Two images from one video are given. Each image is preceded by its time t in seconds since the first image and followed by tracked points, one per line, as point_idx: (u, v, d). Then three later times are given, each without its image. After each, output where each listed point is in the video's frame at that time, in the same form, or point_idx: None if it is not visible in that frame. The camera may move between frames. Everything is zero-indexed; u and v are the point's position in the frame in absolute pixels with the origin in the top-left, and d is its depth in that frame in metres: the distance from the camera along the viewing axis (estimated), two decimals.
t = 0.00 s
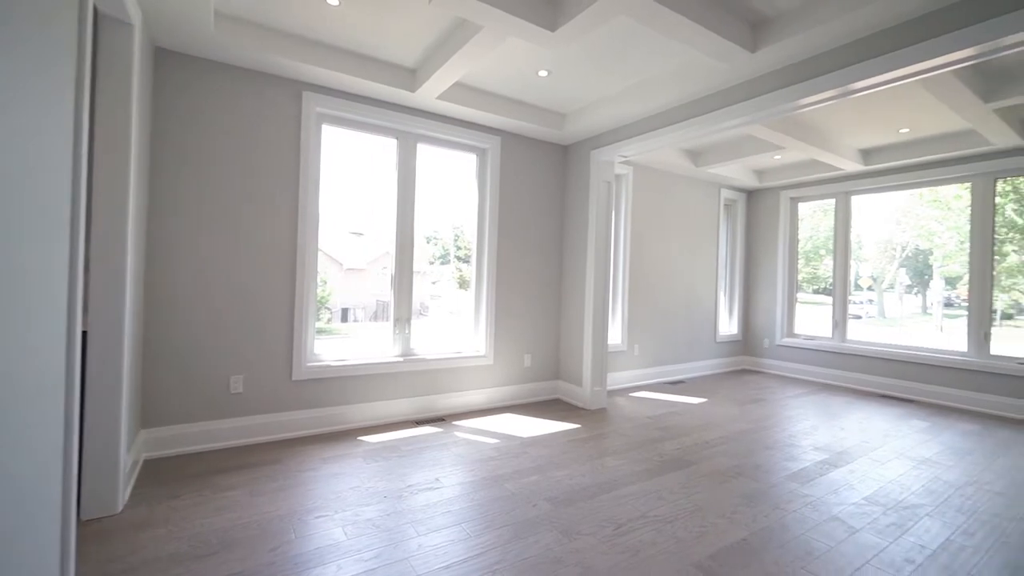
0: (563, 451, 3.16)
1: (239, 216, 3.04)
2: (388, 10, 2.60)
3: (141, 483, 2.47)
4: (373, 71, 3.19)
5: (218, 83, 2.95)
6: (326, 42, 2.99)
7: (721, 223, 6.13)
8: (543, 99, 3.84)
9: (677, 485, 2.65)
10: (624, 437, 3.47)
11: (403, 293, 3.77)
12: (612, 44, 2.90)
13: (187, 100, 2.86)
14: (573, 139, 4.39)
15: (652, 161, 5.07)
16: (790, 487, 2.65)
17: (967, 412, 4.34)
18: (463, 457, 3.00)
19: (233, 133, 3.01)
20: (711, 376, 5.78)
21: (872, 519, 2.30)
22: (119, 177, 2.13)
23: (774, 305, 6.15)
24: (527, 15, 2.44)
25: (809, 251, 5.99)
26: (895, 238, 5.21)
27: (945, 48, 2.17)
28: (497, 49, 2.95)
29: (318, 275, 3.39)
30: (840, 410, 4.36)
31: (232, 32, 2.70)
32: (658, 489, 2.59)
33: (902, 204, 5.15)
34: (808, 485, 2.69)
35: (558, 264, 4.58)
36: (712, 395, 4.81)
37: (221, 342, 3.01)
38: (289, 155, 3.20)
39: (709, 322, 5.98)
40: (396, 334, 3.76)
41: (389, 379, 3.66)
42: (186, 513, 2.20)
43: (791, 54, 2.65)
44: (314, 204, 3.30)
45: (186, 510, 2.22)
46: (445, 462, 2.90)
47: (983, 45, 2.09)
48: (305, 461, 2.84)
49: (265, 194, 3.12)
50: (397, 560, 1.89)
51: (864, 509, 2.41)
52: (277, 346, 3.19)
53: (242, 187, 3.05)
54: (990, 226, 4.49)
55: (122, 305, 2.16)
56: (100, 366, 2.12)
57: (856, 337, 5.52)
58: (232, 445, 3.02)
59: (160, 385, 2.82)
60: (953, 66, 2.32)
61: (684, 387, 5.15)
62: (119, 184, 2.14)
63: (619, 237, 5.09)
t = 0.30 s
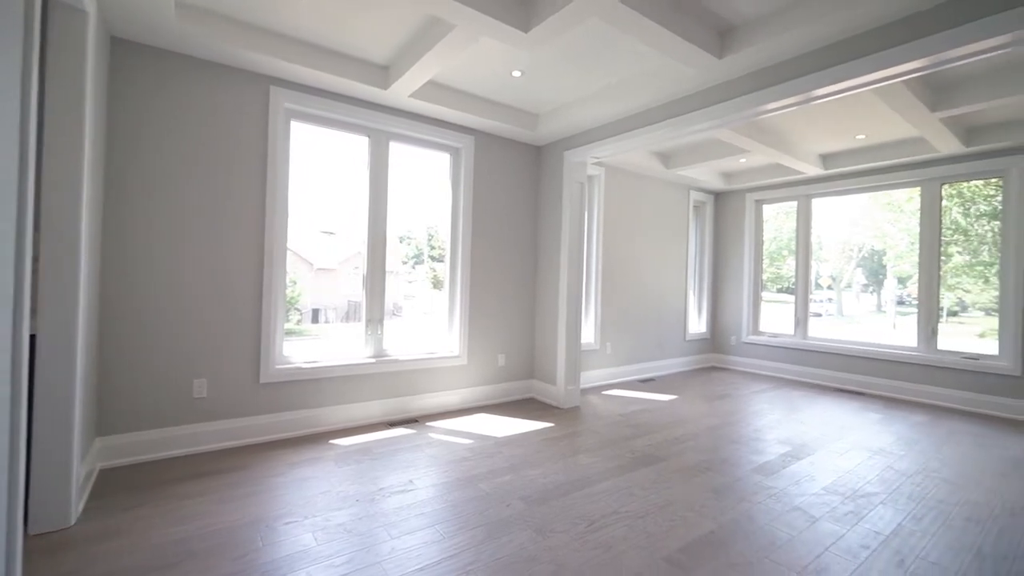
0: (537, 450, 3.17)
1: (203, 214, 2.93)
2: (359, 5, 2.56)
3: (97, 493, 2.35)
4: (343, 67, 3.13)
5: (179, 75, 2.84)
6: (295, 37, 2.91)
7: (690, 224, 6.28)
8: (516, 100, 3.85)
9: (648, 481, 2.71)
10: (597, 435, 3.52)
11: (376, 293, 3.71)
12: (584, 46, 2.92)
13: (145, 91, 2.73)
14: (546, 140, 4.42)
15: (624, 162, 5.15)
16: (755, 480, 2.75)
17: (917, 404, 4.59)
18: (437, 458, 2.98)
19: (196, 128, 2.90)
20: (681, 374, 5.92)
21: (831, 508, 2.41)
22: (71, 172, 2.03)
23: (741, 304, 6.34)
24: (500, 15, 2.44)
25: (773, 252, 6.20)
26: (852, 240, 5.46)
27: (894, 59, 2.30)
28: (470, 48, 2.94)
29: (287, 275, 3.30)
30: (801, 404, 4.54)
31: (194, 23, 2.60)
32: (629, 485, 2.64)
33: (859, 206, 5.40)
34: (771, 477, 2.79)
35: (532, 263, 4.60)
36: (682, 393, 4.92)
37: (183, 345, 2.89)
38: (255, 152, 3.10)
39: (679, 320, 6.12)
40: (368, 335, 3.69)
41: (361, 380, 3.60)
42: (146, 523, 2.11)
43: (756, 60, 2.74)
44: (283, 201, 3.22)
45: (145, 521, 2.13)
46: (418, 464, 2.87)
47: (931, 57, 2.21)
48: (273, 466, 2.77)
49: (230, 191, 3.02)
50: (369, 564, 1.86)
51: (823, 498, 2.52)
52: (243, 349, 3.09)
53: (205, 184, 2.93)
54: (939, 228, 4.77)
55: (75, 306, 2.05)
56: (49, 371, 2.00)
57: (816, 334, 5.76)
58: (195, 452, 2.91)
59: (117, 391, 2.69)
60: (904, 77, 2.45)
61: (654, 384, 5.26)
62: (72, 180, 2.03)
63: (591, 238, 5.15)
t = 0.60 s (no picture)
0: (511, 450, 3.18)
1: (163, 211, 2.81)
2: None
3: (46, 507, 2.22)
4: (312, 62, 3.05)
5: (136, 66, 2.71)
6: (261, 30, 2.83)
7: (660, 225, 6.42)
8: (490, 100, 3.84)
9: (620, 477, 2.76)
10: (570, 433, 3.55)
11: (347, 293, 3.64)
12: (557, 48, 2.95)
13: (99, 82, 2.60)
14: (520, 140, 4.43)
15: (596, 164, 5.22)
16: (722, 473, 2.83)
17: (871, 397, 4.83)
18: (410, 460, 2.95)
19: (155, 121, 2.78)
20: (651, 371, 6.04)
21: (793, 498, 2.51)
22: (15, 165, 1.90)
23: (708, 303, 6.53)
24: (473, 14, 2.44)
25: (739, 252, 6.40)
26: (812, 241, 5.70)
27: (850, 69, 2.41)
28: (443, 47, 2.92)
29: (254, 276, 3.20)
30: (765, 399, 4.70)
31: (152, 12, 2.49)
32: (602, 482, 2.68)
33: (818, 209, 5.64)
34: (738, 470, 2.88)
35: (506, 263, 4.61)
36: (653, 390, 5.02)
37: (142, 349, 2.76)
38: (219, 148, 2.99)
39: (650, 319, 6.25)
40: (339, 337, 3.62)
41: (332, 382, 3.52)
42: (101, 537, 2.00)
43: (722, 66, 2.83)
44: (248, 199, 3.11)
45: (100, 534, 2.02)
46: (391, 466, 2.83)
47: (882, 68, 2.33)
48: (239, 473, 2.68)
49: (192, 188, 2.90)
50: (340, 571, 1.82)
51: (787, 489, 2.62)
52: (206, 352, 2.98)
53: (165, 181, 2.81)
54: (890, 230, 5.04)
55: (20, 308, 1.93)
56: None
57: (779, 332, 5.98)
58: (155, 460, 2.78)
59: (69, 397, 2.55)
60: (858, 85, 2.57)
61: (626, 382, 5.35)
62: (16, 174, 1.91)
63: (564, 238, 5.20)
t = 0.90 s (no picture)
0: (481, 450, 3.18)
1: (115, 209, 2.67)
2: None
3: None
4: (276, 56, 2.96)
5: (84, 55, 2.56)
6: (221, 21, 2.72)
7: (628, 225, 6.55)
8: (460, 99, 3.83)
9: (589, 474, 2.80)
10: (541, 432, 3.58)
11: (313, 294, 3.55)
12: (527, 49, 2.97)
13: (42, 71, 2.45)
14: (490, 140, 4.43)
15: (566, 164, 5.27)
16: (687, 467, 2.92)
17: (825, 391, 5.08)
18: (379, 464, 2.90)
19: (105, 113, 2.63)
20: (620, 369, 6.15)
21: (754, 489, 2.61)
22: None
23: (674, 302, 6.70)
24: (441, 13, 2.42)
25: (703, 252, 6.60)
26: (771, 242, 5.94)
27: (805, 78, 2.53)
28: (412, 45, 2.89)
29: (214, 276, 3.08)
30: (728, 394, 4.88)
31: None
32: (571, 480, 2.72)
33: (776, 211, 5.88)
34: (702, 464, 2.98)
35: (476, 263, 4.60)
36: (621, 388, 5.12)
37: (91, 354, 2.62)
38: (176, 142, 2.86)
39: (618, 318, 6.36)
40: (305, 338, 3.52)
41: (297, 386, 3.43)
42: (46, 553, 1.89)
43: (687, 72, 2.91)
44: (210, 197, 3.00)
45: (46, 550, 1.90)
46: (359, 470, 2.79)
47: (835, 78, 2.45)
48: (199, 481, 2.57)
49: (147, 185, 2.77)
50: None
51: (748, 481, 2.73)
52: (164, 356, 2.85)
53: (117, 176, 2.67)
54: (843, 232, 5.31)
55: None
56: None
57: (740, 329, 6.20)
58: (107, 470, 2.64)
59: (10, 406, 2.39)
60: (813, 94, 2.70)
61: (595, 381, 5.43)
62: None
63: (535, 238, 5.23)
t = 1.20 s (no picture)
0: (455, 451, 3.17)
1: (66, 205, 2.53)
2: None
3: None
4: (240, 49, 2.86)
5: (31, 42, 2.42)
6: (182, 11, 2.62)
7: (600, 226, 6.64)
8: (433, 98, 3.80)
9: (562, 472, 2.83)
10: (514, 432, 3.59)
11: (281, 294, 3.46)
12: (500, 49, 2.97)
13: None
14: (463, 139, 4.41)
15: (538, 165, 5.30)
16: (657, 463, 2.99)
17: (787, 386, 5.29)
18: (349, 467, 2.86)
19: (55, 104, 2.49)
20: (592, 368, 6.24)
21: (720, 483, 2.70)
22: None
23: (645, 301, 6.84)
24: (413, 10, 2.40)
25: (672, 253, 6.76)
26: (737, 243, 6.13)
27: (768, 86, 2.63)
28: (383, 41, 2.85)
29: (175, 276, 2.96)
30: (696, 391, 5.02)
31: None
32: (544, 478, 2.74)
33: (741, 213, 6.08)
34: (672, 459, 3.06)
35: (449, 263, 4.58)
36: (594, 386, 5.18)
37: (40, 359, 2.48)
38: (133, 136, 2.74)
39: (590, 317, 6.45)
40: (273, 340, 3.43)
41: (264, 389, 3.33)
42: None
43: (656, 76, 2.97)
44: (170, 194, 2.88)
45: None
46: (329, 474, 2.73)
47: (795, 85, 2.56)
48: (160, 490, 2.47)
49: (102, 180, 2.64)
50: None
51: (715, 474, 2.81)
52: (121, 359, 2.73)
53: (69, 171, 2.54)
54: (803, 234, 5.54)
55: None
56: None
57: (708, 327, 6.39)
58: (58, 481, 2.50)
59: None
60: (775, 100, 2.81)
61: (568, 379, 5.48)
62: None
63: (508, 238, 5.25)
